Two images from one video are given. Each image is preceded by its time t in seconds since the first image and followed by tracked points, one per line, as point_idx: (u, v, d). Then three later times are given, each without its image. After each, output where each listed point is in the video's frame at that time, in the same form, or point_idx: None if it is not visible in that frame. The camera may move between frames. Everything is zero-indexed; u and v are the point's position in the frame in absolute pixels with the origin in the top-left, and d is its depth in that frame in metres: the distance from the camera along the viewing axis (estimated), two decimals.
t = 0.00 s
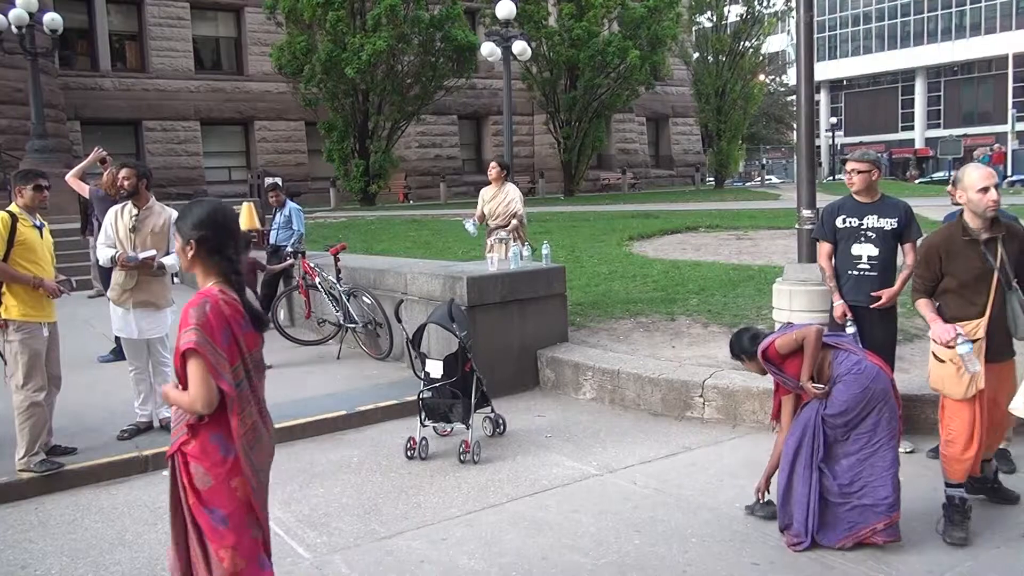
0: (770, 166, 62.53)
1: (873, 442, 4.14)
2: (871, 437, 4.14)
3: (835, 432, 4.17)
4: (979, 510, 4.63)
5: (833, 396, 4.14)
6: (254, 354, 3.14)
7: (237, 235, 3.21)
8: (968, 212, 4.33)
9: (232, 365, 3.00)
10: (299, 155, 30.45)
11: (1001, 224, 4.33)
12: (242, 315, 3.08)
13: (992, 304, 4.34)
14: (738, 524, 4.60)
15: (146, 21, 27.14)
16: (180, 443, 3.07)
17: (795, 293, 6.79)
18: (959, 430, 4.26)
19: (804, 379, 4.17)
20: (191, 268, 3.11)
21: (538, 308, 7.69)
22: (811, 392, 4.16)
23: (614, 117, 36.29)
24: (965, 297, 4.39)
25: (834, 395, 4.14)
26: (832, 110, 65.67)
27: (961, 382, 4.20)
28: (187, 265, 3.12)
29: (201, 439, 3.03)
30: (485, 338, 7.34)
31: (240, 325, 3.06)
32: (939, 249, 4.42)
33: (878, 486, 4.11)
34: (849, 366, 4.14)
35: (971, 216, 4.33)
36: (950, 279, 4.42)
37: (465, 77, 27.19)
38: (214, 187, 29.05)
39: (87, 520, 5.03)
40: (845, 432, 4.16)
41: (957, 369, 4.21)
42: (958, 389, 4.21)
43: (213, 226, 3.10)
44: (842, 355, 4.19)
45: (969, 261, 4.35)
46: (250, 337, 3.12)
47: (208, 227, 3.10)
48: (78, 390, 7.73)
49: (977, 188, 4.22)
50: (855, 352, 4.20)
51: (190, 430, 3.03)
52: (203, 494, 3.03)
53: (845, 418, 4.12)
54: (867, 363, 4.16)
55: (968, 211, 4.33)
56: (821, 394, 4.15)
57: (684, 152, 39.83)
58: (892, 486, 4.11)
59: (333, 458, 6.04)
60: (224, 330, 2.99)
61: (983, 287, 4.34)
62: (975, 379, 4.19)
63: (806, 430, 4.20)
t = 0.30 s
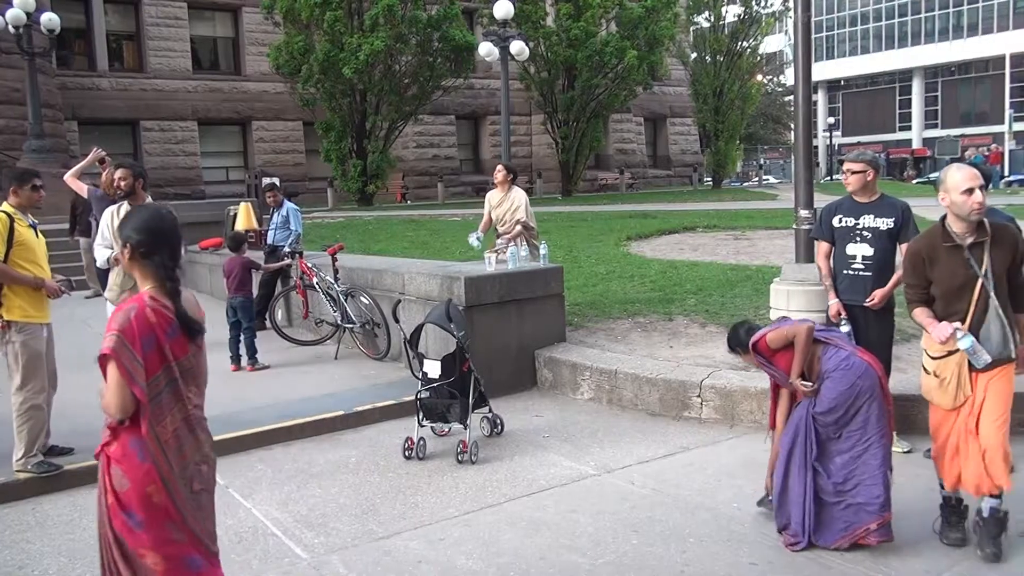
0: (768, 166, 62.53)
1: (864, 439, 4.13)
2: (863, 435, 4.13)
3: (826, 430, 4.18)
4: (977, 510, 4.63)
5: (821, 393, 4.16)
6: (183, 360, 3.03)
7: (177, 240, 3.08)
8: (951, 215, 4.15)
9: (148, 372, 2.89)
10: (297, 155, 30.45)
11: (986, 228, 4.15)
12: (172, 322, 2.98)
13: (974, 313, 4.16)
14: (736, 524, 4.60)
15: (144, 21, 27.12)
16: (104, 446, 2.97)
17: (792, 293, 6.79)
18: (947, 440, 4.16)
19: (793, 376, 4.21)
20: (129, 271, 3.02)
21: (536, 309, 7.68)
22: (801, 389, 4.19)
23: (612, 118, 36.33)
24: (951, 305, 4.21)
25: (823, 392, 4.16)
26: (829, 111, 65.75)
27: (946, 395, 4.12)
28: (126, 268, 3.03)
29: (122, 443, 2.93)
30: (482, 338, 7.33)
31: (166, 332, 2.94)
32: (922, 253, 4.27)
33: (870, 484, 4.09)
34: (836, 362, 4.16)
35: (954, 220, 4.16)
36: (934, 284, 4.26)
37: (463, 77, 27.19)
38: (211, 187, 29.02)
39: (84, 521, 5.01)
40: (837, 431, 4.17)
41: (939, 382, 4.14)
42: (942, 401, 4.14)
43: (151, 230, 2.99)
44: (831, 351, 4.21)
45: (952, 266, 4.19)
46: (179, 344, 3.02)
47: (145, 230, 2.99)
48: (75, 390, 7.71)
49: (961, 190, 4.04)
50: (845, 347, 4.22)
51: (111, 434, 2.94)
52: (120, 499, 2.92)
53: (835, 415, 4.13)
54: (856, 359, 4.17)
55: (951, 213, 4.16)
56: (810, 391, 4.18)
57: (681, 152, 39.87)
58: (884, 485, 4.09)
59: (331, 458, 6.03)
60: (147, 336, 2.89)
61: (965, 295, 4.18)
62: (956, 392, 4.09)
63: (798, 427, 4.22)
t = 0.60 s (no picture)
0: (765, 166, 62.59)
1: (861, 428, 4.13)
2: (859, 423, 4.14)
3: (821, 421, 4.19)
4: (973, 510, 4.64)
5: (814, 383, 4.19)
6: (113, 361, 2.86)
7: (123, 239, 2.90)
8: (965, 227, 3.77)
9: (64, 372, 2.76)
10: (294, 155, 30.44)
11: (1002, 245, 3.75)
12: (94, 321, 2.80)
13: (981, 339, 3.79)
14: (734, 524, 4.61)
15: (141, 21, 27.10)
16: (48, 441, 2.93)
17: (790, 292, 6.79)
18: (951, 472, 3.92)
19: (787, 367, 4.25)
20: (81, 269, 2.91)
21: (533, 308, 7.69)
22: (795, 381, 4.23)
23: (609, 118, 36.37)
24: (953, 325, 3.85)
25: (815, 382, 4.19)
26: (827, 111, 65.84)
27: (945, 424, 3.87)
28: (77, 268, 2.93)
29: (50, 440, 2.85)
30: (479, 338, 7.34)
31: (87, 333, 2.79)
32: (926, 265, 3.92)
33: (869, 472, 4.09)
34: (825, 350, 4.18)
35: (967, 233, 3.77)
36: (936, 303, 3.90)
37: (461, 77, 27.19)
38: (209, 187, 29.01)
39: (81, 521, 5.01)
40: (834, 421, 4.17)
41: (937, 411, 3.89)
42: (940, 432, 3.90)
43: (88, 229, 2.85)
44: (820, 338, 4.22)
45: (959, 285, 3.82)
46: (104, 346, 2.83)
47: (87, 229, 2.85)
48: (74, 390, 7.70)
49: (977, 201, 3.67)
50: (834, 333, 4.23)
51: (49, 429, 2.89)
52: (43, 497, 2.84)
53: (828, 405, 4.15)
54: (844, 345, 4.18)
55: (964, 226, 3.77)
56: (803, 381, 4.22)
57: (678, 152, 39.92)
58: (884, 472, 4.08)
59: (329, 458, 6.03)
60: (64, 336, 2.75)
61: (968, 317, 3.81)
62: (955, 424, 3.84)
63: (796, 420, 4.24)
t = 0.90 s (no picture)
0: (762, 166, 62.64)
1: (858, 429, 4.11)
2: (857, 424, 4.12)
3: (820, 422, 4.19)
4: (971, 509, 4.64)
5: (812, 385, 4.18)
6: (26, 370, 2.68)
7: (43, 242, 2.76)
8: (967, 220, 3.40)
9: None
10: (291, 155, 30.38)
11: (1011, 236, 3.36)
12: (8, 329, 2.64)
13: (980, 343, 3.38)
14: (731, 524, 4.61)
15: (137, 20, 27.06)
16: None
17: (788, 293, 6.79)
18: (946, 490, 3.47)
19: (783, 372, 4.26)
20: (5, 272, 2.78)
21: (531, 309, 7.69)
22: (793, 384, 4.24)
23: (606, 118, 36.36)
24: (957, 326, 3.44)
25: (814, 384, 4.18)
26: (824, 111, 65.92)
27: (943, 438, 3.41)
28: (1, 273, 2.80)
29: None
30: (476, 338, 7.34)
31: None
32: (923, 263, 3.53)
33: (865, 475, 4.07)
34: (823, 351, 4.16)
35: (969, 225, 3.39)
36: (936, 303, 3.51)
37: (458, 77, 27.17)
38: (206, 187, 28.97)
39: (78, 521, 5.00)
40: (832, 422, 4.17)
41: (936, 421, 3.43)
42: (935, 439, 3.43)
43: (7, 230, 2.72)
44: (818, 340, 4.21)
45: (961, 282, 3.41)
46: (16, 353, 2.66)
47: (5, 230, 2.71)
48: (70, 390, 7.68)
49: (980, 189, 3.31)
50: (832, 335, 4.21)
51: None
52: None
53: (826, 406, 4.14)
54: (843, 346, 4.16)
55: (966, 218, 3.40)
56: (800, 384, 4.22)
57: (676, 153, 39.92)
58: (881, 474, 4.05)
59: (326, 458, 6.02)
60: None
61: (976, 315, 3.39)
62: (954, 433, 3.38)
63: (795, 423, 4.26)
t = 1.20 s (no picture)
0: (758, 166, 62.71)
1: (853, 432, 4.09)
2: (852, 427, 4.10)
3: (815, 423, 4.19)
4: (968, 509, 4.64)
5: (809, 388, 4.17)
6: None
7: None
8: (943, 247, 2.96)
9: None
10: (288, 155, 30.36)
11: (994, 265, 2.90)
12: None
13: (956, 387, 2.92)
14: (728, 525, 4.61)
15: (134, 20, 27.03)
16: None
17: (785, 294, 6.80)
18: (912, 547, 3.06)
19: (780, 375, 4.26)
20: None
21: (528, 309, 7.70)
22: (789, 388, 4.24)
23: (603, 118, 36.38)
24: (931, 367, 2.98)
25: (810, 386, 4.16)
26: (820, 111, 66.00)
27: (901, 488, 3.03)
28: None
29: None
30: (473, 338, 7.34)
31: None
32: (896, 299, 3.07)
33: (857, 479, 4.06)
34: (821, 355, 4.13)
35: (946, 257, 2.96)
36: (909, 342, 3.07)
37: (455, 77, 27.18)
38: (203, 187, 28.96)
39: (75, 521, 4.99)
40: (827, 424, 4.16)
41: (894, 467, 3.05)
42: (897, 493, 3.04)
43: None
44: (816, 343, 4.18)
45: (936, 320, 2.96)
46: None
47: None
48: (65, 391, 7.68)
49: (955, 214, 2.88)
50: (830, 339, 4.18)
51: None
52: None
53: (822, 408, 4.13)
54: (840, 350, 4.12)
55: (943, 247, 2.96)
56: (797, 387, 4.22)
57: (672, 153, 39.96)
58: (874, 478, 4.05)
59: (323, 459, 6.02)
60: None
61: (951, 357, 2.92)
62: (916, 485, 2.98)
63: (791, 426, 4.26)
